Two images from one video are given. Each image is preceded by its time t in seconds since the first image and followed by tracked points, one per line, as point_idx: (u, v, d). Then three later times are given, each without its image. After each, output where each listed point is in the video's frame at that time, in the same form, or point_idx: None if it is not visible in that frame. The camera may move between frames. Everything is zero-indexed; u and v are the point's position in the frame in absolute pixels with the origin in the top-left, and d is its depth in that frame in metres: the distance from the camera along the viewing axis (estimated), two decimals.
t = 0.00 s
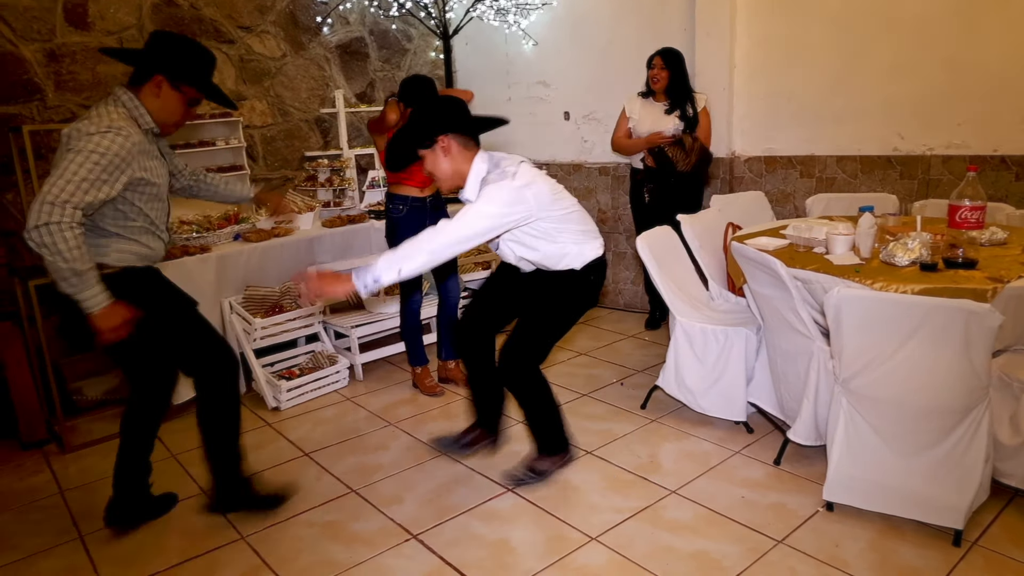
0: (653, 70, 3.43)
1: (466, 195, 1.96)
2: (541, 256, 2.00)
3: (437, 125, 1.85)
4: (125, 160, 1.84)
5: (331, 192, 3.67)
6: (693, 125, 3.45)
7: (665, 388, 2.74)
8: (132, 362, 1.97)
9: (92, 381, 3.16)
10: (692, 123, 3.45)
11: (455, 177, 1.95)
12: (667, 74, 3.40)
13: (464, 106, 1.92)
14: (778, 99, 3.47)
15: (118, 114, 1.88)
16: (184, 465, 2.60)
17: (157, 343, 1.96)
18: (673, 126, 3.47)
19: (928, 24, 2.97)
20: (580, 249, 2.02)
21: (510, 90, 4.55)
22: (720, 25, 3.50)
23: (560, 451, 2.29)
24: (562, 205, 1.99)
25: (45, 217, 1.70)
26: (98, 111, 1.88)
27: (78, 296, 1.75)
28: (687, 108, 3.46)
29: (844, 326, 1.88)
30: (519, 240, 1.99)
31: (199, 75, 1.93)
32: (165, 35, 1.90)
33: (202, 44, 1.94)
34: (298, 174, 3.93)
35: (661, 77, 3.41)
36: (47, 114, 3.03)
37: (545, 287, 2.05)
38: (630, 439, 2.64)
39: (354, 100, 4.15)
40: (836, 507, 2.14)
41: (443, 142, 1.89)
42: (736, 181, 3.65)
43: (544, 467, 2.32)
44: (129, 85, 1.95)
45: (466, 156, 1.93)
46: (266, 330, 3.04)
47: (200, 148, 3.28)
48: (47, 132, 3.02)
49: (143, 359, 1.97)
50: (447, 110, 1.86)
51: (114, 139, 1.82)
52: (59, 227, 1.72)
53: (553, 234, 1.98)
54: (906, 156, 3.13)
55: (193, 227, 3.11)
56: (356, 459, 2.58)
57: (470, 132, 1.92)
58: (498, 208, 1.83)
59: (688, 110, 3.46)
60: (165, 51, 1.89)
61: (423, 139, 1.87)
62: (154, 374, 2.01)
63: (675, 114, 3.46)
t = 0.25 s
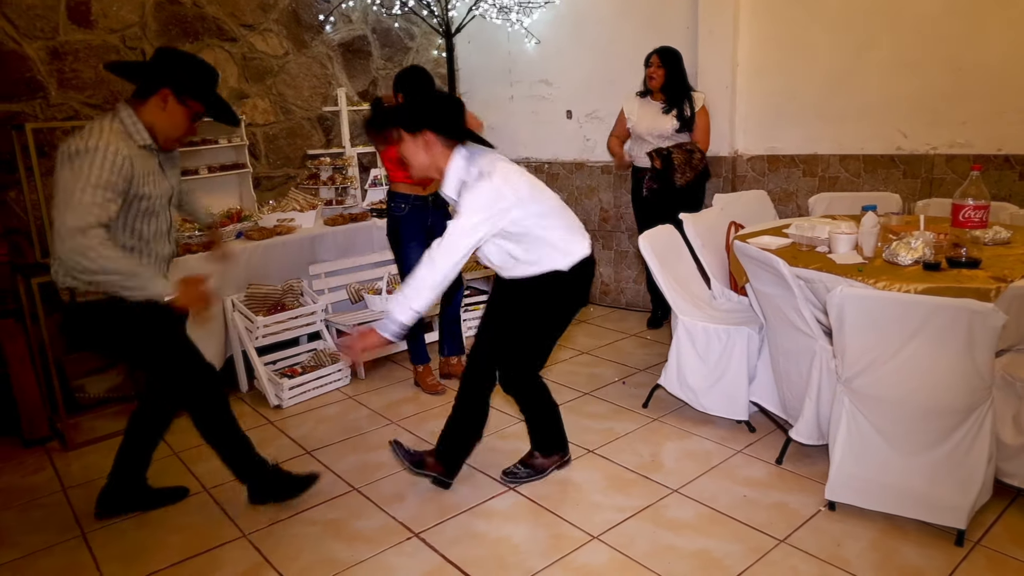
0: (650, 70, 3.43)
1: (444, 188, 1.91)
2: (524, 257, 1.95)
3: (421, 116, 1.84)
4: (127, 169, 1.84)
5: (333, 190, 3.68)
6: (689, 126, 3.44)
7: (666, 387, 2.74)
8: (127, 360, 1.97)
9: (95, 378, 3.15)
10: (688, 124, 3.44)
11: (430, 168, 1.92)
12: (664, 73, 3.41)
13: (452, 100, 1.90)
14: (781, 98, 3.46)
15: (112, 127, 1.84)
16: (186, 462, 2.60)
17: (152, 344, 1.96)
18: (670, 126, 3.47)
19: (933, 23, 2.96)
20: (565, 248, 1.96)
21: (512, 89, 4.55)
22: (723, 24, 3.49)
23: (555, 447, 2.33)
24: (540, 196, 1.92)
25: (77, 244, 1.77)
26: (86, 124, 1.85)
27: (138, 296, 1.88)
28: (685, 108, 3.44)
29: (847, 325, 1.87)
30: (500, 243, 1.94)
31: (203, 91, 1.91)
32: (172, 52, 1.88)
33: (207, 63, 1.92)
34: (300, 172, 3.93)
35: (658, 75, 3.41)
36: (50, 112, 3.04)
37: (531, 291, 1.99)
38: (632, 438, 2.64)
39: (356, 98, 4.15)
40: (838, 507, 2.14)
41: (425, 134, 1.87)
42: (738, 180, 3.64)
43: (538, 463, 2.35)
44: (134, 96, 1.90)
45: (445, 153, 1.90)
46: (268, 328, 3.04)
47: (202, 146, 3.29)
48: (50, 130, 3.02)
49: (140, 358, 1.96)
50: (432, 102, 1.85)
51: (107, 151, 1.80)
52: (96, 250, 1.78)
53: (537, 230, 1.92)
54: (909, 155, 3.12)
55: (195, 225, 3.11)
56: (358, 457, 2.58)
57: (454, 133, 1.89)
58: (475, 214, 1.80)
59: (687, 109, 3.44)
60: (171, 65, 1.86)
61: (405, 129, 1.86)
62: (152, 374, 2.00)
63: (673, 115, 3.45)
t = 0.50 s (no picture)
0: (648, 68, 3.44)
1: (426, 167, 1.85)
2: (509, 240, 1.93)
3: (401, 91, 1.82)
4: (136, 166, 1.85)
5: (334, 188, 3.68)
6: (690, 126, 3.45)
7: (667, 386, 2.74)
8: (129, 355, 1.98)
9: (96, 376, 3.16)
10: (688, 122, 3.44)
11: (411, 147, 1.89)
12: (662, 71, 3.40)
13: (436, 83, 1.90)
14: (781, 97, 3.46)
15: (119, 127, 1.85)
16: (187, 461, 2.60)
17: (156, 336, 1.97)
18: (671, 124, 3.48)
19: (934, 22, 2.96)
20: (551, 231, 1.94)
21: (513, 87, 4.55)
22: (725, 23, 3.48)
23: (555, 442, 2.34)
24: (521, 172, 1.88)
25: (108, 241, 1.78)
26: (89, 127, 1.87)
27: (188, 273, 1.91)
28: (685, 106, 3.43)
29: (848, 324, 1.87)
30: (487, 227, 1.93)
31: (212, 90, 1.93)
32: (179, 53, 1.90)
33: (214, 64, 1.93)
34: (301, 171, 3.93)
35: (656, 73, 3.42)
36: (51, 110, 3.04)
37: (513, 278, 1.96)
38: (632, 437, 2.64)
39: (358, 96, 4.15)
40: (839, 506, 2.13)
41: (406, 112, 1.84)
42: (739, 179, 3.64)
43: (537, 461, 2.34)
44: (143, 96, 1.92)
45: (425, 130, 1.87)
46: (269, 327, 3.03)
47: (204, 144, 3.29)
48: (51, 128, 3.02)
49: (140, 354, 1.97)
50: (414, 79, 1.84)
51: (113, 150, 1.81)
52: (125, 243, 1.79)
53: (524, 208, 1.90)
54: (911, 154, 3.12)
55: (197, 224, 3.12)
56: (359, 456, 2.58)
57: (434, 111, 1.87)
58: (471, 200, 1.77)
59: (686, 108, 3.44)
60: (179, 65, 1.88)
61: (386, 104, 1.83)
62: (153, 369, 2.00)
63: (672, 113, 3.45)
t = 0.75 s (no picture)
0: (647, 66, 3.43)
1: (411, 165, 1.87)
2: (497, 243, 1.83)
3: (389, 93, 1.81)
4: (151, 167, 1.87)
5: (335, 187, 3.70)
6: (690, 125, 3.44)
7: (668, 385, 2.73)
8: (128, 356, 1.98)
9: (97, 374, 3.17)
10: (689, 121, 3.44)
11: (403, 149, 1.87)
12: (661, 70, 3.40)
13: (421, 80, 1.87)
14: (782, 95, 3.45)
15: (131, 130, 1.86)
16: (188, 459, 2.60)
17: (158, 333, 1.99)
18: (671, 123, 3.48)
19: (936, 21, 2.95)
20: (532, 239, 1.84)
21: (514, 86, 4.55)
22: (726, 21, 3.48)
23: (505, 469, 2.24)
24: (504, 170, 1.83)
25: (144, 244, 1.81)
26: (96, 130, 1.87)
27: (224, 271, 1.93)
28: (685, 105, 3.42)
29: (848, 323, 1.87)
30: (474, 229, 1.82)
31: (221, 97, 1.93)
32: (189, 59, 1.90)
33: (223, 68, 1.93)
34: (302, 169, 3.93)
35: (655, 72, 3.41)
36: (52, 108, 3.04)
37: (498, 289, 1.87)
38: (633, 436, 2.64)
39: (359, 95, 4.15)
40: (840, 505, 2.13)
41: (398, 114, 1.83)
42: (740, 179, 3.64)
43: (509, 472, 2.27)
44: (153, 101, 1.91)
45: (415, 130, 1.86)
46: (270, 325, 3.03)
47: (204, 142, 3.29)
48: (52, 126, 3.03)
49: (135, 352, 1.97)
50: (398, 79, 1.81)
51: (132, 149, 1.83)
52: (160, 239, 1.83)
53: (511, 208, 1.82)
54: (912, 153, 3.11)
55: (198, 222, 3.12)
56: (359, 455, 2.58)
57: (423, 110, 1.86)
58: (486, 186, 1.68)
59: (686, 108, 3.42)
60: (189, 72, 1.88)
61: (373, 108, 1.83)
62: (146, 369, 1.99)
63: (672, 112, 3.44)
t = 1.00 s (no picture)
0: (647, 66, 3.43)
1: (406, 179, 1.89)
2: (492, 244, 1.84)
3: (379, 113, 1.81)
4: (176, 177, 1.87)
5: (334, 185, 3.70)
6: (692, 124, 3.43)
7: (667, 384, 2.73)
8: (126, 356, 1.98)
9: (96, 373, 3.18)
10: (689, 120, 3.43)
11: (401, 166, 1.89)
12: (660, 70, 3.40)
13: (411, 95, 1.87)
14: (782, 95, 3.45)
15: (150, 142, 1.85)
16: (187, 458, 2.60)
17: (170, 331, 2.03)
18: (671, 122, 3.48)
19: (935, 20, 2.95)
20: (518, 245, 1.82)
21: (514, 85, 4.55)
22: (726, 20, 3.48)
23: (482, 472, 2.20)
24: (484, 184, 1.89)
25: (206, 251, 1.79)
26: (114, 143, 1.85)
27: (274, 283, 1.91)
28: (685, 105, 3.42)
29: (848, 323, 1.87)
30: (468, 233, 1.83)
31: (232, 109, 1.95)
32: (200, 71, 1.90)
33: (232, 80, 1.94)
34: (301, 168, 3.93)
35: (654, 72, 3.41)
36: (51, 107, 3.04)
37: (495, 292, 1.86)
38: (632, 435, 2.64)
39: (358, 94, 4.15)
40: (838, 505, 2.13)
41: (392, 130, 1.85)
42: (740, 178, 3.64)
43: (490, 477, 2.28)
44: (163, 112, 1.93)
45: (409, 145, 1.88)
46: (269, 324, 3.03)
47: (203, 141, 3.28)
48: (51, 125, 3.02)
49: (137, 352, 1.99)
50: (387, 99, 1.82)
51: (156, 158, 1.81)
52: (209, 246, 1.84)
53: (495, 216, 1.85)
54: (911, 152, 3.12)
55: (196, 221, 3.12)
56: (359, 454, 2.58)
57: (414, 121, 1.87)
58: (490, 174, 1.79)
59: (686, 107, 3.42)
60: (201, 86, 1.89)
61: (364, 129, 1.84)
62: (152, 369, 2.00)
63: (672, 112, 3.44)
